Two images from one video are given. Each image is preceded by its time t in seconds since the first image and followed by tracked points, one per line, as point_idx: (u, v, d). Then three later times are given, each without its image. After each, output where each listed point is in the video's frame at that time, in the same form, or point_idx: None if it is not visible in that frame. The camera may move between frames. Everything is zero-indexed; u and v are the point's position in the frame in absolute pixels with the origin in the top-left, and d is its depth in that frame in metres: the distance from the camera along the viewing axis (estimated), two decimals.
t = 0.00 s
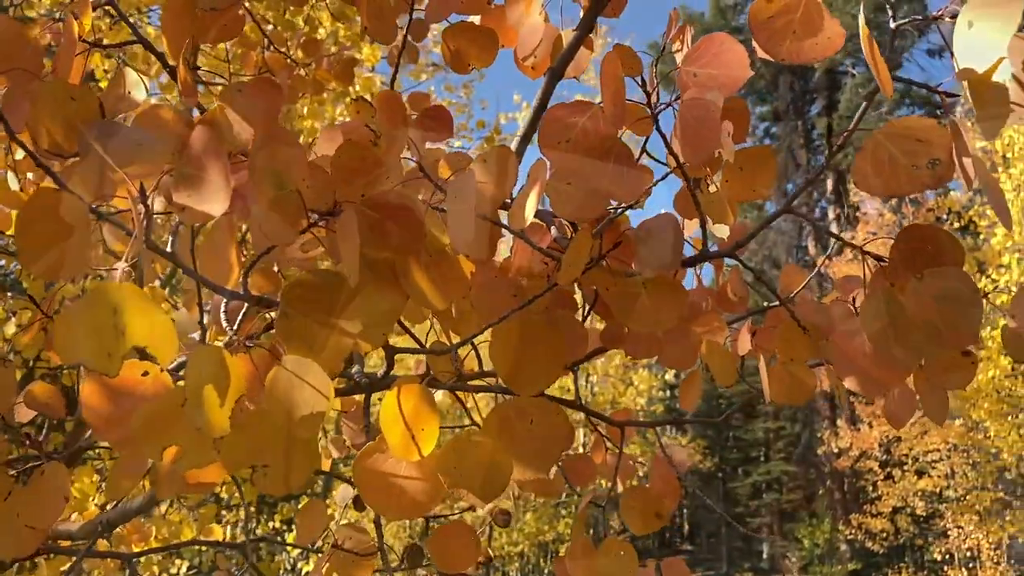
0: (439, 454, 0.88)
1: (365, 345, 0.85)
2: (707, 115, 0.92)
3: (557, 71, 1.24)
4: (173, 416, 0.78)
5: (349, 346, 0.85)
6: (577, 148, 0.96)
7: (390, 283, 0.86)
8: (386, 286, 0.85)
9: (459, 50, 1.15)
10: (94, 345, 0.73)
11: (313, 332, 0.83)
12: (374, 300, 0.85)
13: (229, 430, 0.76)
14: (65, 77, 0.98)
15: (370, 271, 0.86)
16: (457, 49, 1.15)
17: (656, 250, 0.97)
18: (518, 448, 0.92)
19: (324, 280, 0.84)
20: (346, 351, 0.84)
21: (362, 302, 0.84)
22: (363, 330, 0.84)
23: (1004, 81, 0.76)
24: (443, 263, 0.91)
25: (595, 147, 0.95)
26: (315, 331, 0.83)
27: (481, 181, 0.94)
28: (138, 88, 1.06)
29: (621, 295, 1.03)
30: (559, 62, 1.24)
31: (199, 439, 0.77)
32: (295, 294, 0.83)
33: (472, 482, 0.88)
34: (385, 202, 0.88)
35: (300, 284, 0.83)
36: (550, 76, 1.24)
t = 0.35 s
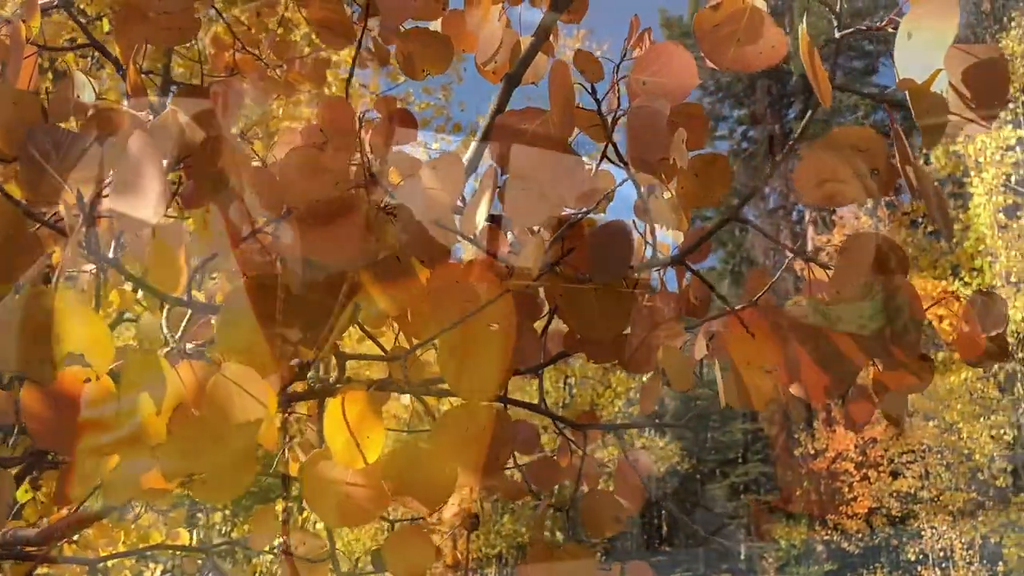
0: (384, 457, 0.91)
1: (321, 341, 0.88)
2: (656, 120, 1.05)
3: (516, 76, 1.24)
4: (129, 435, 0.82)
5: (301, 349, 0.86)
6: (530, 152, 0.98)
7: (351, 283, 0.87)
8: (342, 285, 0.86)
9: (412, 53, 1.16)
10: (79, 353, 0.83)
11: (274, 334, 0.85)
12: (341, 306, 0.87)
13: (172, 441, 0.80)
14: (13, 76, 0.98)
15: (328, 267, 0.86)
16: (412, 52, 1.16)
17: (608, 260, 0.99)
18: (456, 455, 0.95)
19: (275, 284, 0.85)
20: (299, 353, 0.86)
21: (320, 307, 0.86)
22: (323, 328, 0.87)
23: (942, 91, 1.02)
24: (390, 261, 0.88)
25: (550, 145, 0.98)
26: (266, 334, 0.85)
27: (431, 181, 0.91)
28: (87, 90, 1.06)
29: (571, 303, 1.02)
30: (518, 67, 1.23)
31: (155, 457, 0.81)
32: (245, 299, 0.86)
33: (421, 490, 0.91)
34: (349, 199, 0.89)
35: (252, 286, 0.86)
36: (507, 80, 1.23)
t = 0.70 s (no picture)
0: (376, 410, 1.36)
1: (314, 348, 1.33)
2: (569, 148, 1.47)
3: (467, 78, 1.55)
4: (125, 432, 1.29)
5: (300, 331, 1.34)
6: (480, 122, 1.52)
7: (351, 278, 1.38)
8: (345, 281, 1.37)
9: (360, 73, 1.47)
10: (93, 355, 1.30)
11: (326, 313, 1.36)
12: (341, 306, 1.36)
13: (238, 395, 1.31)
14: None
15: (322, 295, 1.35)
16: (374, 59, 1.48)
17: (511, 309, 1.46)
18: (414, 439, 1.37)
19: (276, 280, 1.34)
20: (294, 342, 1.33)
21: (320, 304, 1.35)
22: (334, 323, 1.35)
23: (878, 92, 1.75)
24: (345, 277, 1.37)
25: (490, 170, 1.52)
26: (267, 321, 1.33)
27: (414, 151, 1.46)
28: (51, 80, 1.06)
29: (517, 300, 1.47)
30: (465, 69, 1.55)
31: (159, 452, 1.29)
32: (239, 284, 1.34)
33: (375, 468, 1.36)
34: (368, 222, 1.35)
35: (252, 281, 1.34)
36: (457, 82, 1.53)
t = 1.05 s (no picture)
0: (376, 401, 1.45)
1: (313, 349, 1.43)
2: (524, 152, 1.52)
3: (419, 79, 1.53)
4: (127, 438, 1.37)
5: (297, 331, 1.43)
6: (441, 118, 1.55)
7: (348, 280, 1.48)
8: (341, 283, 1.48)
9: (340, 67, 1.46)
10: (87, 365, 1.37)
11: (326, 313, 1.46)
12: (341, 305, 1.47)
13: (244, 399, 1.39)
14: None
15: (320, 299, 1.45)
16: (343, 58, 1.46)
17: (505, 320, 1.57)
18: (409, 440, 1.46)
19: (272, 282, 1.44)
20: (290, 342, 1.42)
21: (319, 306, 1.45)
22: (334, 324, 1.45)
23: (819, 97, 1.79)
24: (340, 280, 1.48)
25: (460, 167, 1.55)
26: (265, 322, 1.42)
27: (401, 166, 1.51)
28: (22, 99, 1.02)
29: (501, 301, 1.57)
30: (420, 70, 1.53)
31: (160, 456, 1.37)
32: (234, 286, 1.42)
33: (373, 470, 1.44)
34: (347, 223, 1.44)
35: (250, 284, 1.43)
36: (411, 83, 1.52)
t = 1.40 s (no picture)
0: (359, 391, 1.42)
1: (303, 348, 1.41)
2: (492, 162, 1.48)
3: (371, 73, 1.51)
4: (119, 439, 1.36)
5: (288, 331, 1.42)
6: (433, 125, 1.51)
7: (339, 278, 1.48)
8: (332, 282, 1.48)
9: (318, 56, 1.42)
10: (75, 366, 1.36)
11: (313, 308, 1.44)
12: (328, 307, 1.45)
13: (237, 397, 1.35)
14: None
15: (311, 298, 1.44)
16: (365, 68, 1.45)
17: (493, 320, 1.62)
18: (401, 439, 1.41)
19: (263, 281, 1.42)
20: (283, 340, 1.41)
21: (309, 306, 1.44)
22: (323, 324, 1.44)
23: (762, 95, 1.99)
24: (331, 280, 1.48)
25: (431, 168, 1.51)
26: (254, 323, 1.39)
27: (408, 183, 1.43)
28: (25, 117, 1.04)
29: (494, 300, 1.61)
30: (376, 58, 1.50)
31: (152, 458, 1.37)
32: (224, 283, 1.41)
33: (369, 467, 1.38)
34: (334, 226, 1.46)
35: (240, 282, 1.42)
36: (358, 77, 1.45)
